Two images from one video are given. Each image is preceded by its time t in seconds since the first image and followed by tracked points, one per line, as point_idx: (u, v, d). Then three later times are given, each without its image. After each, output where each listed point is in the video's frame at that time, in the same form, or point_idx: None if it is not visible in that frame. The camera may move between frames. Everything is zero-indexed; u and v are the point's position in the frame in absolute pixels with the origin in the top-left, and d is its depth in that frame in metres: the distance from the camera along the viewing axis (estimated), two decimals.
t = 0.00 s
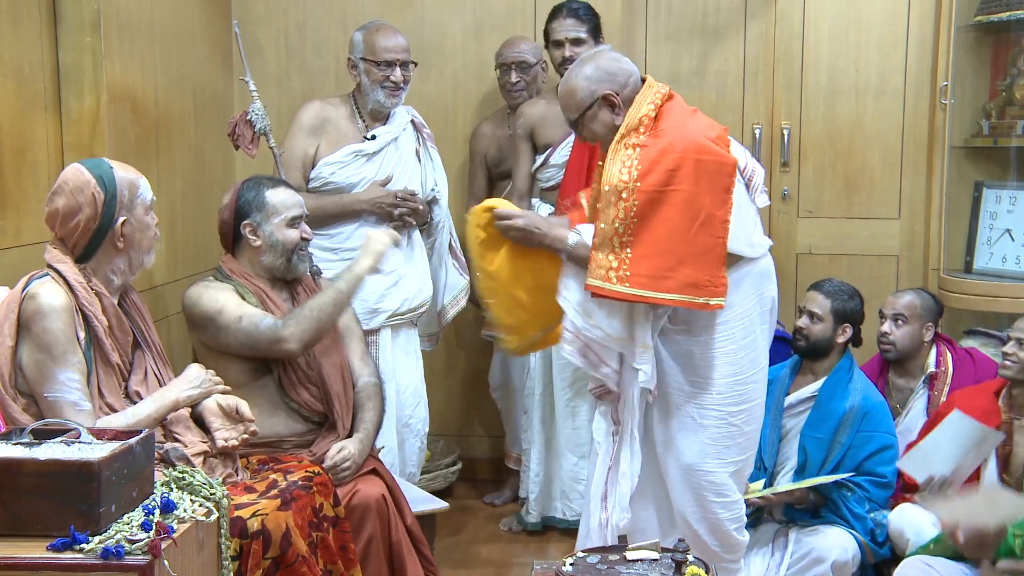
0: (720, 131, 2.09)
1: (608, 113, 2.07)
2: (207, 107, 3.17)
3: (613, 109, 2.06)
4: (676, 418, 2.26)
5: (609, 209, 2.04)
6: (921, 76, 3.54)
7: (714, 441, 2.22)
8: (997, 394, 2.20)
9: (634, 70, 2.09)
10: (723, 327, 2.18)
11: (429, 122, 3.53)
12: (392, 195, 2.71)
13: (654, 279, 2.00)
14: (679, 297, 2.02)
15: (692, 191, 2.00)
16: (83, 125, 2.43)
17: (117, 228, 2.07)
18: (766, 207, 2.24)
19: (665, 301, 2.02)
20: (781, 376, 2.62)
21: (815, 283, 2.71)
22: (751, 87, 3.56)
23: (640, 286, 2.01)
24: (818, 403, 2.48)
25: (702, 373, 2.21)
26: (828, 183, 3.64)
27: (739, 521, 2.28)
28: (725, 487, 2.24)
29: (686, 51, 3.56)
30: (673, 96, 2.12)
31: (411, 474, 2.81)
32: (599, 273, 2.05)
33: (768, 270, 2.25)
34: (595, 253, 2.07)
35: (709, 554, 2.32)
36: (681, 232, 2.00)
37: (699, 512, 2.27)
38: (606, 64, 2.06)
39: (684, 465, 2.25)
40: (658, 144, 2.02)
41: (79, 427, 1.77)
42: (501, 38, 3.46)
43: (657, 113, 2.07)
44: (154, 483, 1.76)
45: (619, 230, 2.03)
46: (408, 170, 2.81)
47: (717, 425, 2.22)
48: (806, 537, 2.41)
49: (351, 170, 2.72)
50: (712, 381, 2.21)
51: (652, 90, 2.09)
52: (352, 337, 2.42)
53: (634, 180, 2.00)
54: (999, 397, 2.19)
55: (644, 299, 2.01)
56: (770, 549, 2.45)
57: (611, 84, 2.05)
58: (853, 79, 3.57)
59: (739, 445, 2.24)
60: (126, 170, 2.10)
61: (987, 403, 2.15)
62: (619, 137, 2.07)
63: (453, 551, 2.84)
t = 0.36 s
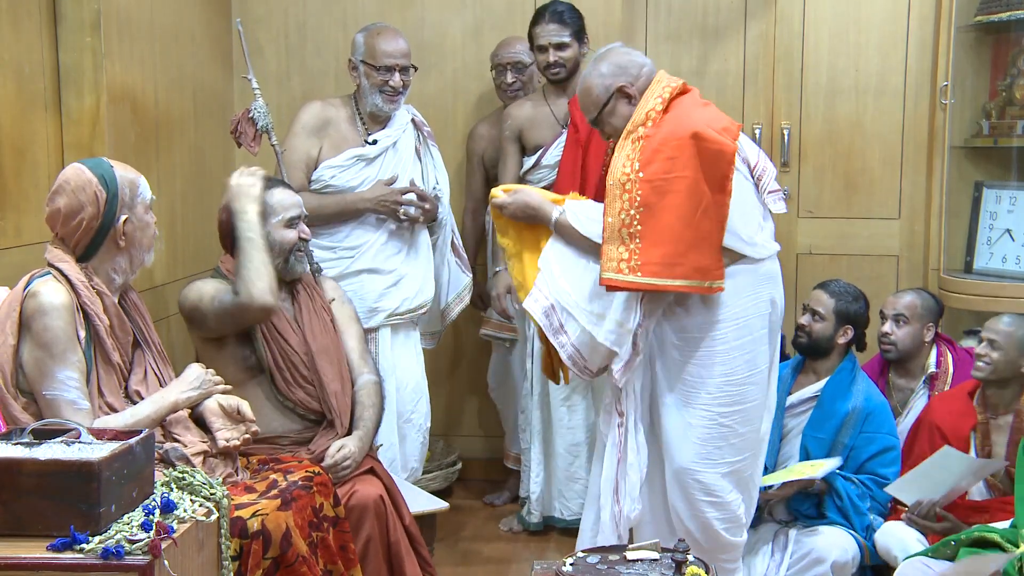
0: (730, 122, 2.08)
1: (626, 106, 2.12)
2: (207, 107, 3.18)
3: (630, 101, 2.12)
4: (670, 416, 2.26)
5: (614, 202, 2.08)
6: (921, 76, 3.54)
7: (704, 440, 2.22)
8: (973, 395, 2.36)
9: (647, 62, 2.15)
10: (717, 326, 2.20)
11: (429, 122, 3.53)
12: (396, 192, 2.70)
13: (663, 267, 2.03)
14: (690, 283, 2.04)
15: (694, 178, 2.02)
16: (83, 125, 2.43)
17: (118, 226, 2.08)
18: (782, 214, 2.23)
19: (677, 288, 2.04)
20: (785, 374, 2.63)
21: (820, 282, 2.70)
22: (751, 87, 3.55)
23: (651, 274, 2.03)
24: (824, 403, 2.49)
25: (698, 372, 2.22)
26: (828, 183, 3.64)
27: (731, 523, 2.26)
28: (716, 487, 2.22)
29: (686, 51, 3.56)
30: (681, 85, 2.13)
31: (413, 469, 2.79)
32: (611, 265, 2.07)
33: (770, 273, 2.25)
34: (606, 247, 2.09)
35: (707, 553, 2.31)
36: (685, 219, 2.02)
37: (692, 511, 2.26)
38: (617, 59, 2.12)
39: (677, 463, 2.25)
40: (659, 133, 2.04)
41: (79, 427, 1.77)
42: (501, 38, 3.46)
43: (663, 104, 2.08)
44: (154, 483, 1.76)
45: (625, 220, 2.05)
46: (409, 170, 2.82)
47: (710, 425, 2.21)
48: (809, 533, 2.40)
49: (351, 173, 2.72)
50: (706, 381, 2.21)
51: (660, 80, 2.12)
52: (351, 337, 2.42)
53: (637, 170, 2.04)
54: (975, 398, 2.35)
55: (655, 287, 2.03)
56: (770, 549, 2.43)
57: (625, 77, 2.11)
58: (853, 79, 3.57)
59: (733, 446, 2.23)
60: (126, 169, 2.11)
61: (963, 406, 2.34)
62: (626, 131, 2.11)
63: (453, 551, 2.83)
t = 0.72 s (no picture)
0: (728, 119, 2.11)
1: (633, 98, 2.18)
2: (207, 107, 3.18)
3: (638, 93, 2.18)
4: (657, 413, 2.28)
5: (596, 182, 2.15)
6: (921, 76, 3.54)
7: (690, 437, 2.23)
8: (951, 402, 2.30)
9: (658, 55, 2.21)
10: (702, 325, 2.21)
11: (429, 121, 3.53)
12: (406, 187, 2.70)
13: (632, 253, 2.10)
14: (654, 274, 2.09)
15: (676, 169, 2.07)
16: (83, 125, 2.43)
17: (119, 226, 2.08)
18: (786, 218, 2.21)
19: (643, 277, 2.10)
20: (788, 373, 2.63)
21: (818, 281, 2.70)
22: (750, 87, 3.56)
23: (618, 259, 2.12)
24: (823, 398, 2.50)
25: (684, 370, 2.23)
26: (828, 183, 3.64)
27: (721, 520, 2.26)
28: (700, 483, 2.24)
29: (686, 52, 3.56)
30: (690, 81, 2.16)
31: (415, 467, 2.80)
32: (584, 244, 2.17)
33: (762, 273, 2.23)
34: (581, 225, 2.19)
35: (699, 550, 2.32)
36: (660, 208, 2.08)
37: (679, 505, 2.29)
38: (629, 52, 2.18)
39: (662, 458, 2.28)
40: (651, 121, 2.09)
41: (79, 427, 1.78)
42: (501, 38, 3.45)
43: (667, 95, 2.12)
44: (154, 483, 1.76)
45: (602, 203, 2.14)
46: (420, 171, 2.82)
47: (695, 422, 2.23)
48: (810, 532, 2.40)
49: (365, 172, 2.73)
50: (690, 379, 2.23)
51: (669, 71, 2.16)
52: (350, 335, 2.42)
53: (623, 155, 2.10)
54: (953, 405, 2.29)
55: (619, 272, 2.12)
56: (771, 548, 2.44)
57: (634, 69, 2.17)
58: (853, 79, 3.57)
59: (719, 445, 2.23)
60: (126, 169, 2.11)
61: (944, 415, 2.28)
62: (622, 116, 2.16)
63: (453, 550, 2.83)
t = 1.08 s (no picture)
0: (719, 122, 2.08)
1: (623, 104, 2.16)
2: (208, 107, 3.17)
3: (626, 99, 2.15)
4: (654, 416, 2.29)
5: (604, 206, 2.14)
6: (922, 76, 3.53)
7: (686, 439, 2.23)
8: (939, 410, 2.42)
9: (645, 60, 2.18)
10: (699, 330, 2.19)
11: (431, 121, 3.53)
12: (399, 192, 2.69)
13: (652, 268, 2.07)
14: (680, 283, 2.07)
15: (678, 177, 2.05)
16: (85, 125, 2.43)
17: (120, 226, 2.08)
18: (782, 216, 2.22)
19: (671, 288, 2.07)
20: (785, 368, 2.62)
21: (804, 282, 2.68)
22: (752, 86, 3.58)
23: (641, 277, 2.09)
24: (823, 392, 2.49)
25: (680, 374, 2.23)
26: (830, 183, 3.65)
27: (719, 521, 2.25)
28: (696, 485, 2.23)
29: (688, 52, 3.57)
30: (677, 83, 2.13)
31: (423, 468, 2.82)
32: (603, 270, 2.13)
33: (756, 275, 2.24)
34: (597, 253, 2.16)
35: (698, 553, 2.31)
36: (672, 218, 2.05)
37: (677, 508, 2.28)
38: (614, 58, 2.16)
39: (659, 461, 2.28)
40: (645, 134, 2.07)
41: (80, 427, 1.78)
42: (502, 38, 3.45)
43: (656, 103, 2.09)
44: (155, 483, 1.76)
45: (613, 224, 2.12)
46: (419, 170, 2.80)
47: (692, 425, 2.23)
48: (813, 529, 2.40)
49: (360, 177, 2.72)
50: (685, 382, 2.23)
51: (655, 78, 2.13)
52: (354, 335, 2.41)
53: (624, 173, 2.08)
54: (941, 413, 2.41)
55: (643, 289, 2.09)
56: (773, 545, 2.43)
57: (620, 75, 2.15)
58: (854, 79, 3.57)
59: (714, 447, 2.23)
60: (126, 169, 2.12)
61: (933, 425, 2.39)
62: (616, 134, 2.15)
63: (455, 550, 2.84)
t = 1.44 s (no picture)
0: (753, 122, 2.07)
1: (657, 107, 2.14)
2: (242, 107, 3.20)
3: (660, 100, 2.14)
4: (689, 416, 2.29)
5: (642, 211, 2.13)
6: (960, 76, 3.50)
7: (721, 439, 2.23)
8: (982, 403, 2.35)
9: (678, 62, 2.17)
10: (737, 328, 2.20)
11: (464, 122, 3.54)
12: (426, 193, 2.70)
13: (694, 270, 2.07)
14: (719, 283, 2.05)
15: (715, 180, 2.05)
16: (121, 126, 2.46)
17: (156, 227, 2.10)
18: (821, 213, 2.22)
19: (708, 289, 2.06)
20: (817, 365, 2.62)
21: (829, 284, 2.66)
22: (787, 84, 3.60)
23: (681, 279, 2.08)
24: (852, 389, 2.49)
25: (717, 372, 2.24)
26: (865, 183, 3.62)
27: (753, 523, 2.23)
28: (730, 486, 2.23)
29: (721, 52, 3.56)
30: (709, 84, 2.13)
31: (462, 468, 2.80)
32: (644, 274, 2.14)
33: (794, 275, 2.26)
34: (637, 257, 2.16)
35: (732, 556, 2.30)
36: (711, 219, 2.04)
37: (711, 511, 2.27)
38: (648, 61, 2.14)
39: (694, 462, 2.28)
40: (680, 137, 2.06)
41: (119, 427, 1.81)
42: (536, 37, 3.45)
43: (689, 106, 2.09)
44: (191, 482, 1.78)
45: (652, 228, 2.11)
46: (447, 170, 2.79)
47: (729, 425, 2.22)
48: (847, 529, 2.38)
49: (386, 178, 2.73)
50: (721, 381, 2.23)
51: (689, 80, 2.13)
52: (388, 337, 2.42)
53: (660, 177, 2.08)
54: (983, 406, 2.35)
55: (683, 292, 2.08)
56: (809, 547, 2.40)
57: (653, 78, 2.14)
58: (890, 79, 3.54)
59: (750, 447, 2.22)
60: (164, 171, 2.14)
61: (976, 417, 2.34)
62: (650, 138, 2.14)
63: (486, 551, 2.84)
